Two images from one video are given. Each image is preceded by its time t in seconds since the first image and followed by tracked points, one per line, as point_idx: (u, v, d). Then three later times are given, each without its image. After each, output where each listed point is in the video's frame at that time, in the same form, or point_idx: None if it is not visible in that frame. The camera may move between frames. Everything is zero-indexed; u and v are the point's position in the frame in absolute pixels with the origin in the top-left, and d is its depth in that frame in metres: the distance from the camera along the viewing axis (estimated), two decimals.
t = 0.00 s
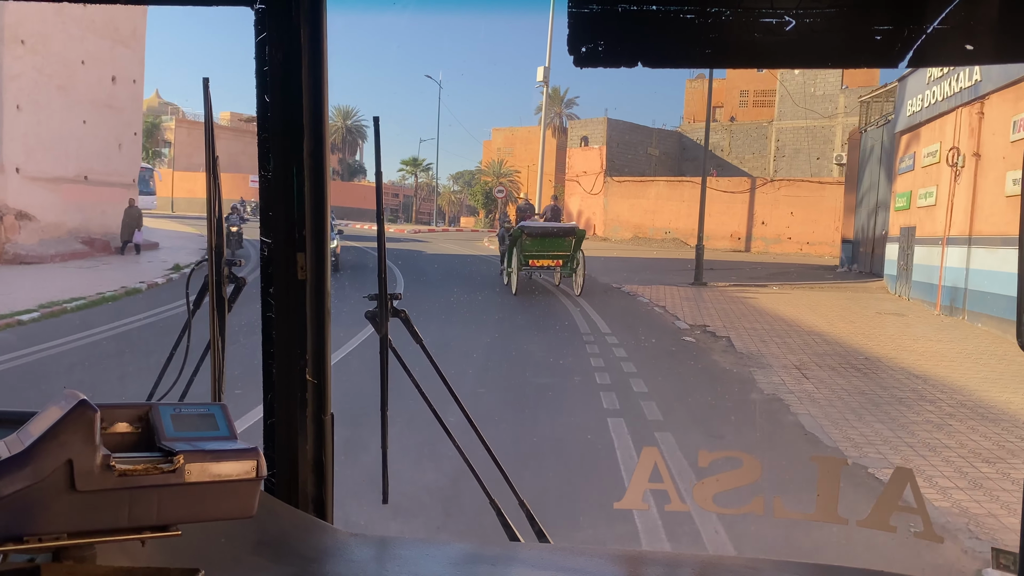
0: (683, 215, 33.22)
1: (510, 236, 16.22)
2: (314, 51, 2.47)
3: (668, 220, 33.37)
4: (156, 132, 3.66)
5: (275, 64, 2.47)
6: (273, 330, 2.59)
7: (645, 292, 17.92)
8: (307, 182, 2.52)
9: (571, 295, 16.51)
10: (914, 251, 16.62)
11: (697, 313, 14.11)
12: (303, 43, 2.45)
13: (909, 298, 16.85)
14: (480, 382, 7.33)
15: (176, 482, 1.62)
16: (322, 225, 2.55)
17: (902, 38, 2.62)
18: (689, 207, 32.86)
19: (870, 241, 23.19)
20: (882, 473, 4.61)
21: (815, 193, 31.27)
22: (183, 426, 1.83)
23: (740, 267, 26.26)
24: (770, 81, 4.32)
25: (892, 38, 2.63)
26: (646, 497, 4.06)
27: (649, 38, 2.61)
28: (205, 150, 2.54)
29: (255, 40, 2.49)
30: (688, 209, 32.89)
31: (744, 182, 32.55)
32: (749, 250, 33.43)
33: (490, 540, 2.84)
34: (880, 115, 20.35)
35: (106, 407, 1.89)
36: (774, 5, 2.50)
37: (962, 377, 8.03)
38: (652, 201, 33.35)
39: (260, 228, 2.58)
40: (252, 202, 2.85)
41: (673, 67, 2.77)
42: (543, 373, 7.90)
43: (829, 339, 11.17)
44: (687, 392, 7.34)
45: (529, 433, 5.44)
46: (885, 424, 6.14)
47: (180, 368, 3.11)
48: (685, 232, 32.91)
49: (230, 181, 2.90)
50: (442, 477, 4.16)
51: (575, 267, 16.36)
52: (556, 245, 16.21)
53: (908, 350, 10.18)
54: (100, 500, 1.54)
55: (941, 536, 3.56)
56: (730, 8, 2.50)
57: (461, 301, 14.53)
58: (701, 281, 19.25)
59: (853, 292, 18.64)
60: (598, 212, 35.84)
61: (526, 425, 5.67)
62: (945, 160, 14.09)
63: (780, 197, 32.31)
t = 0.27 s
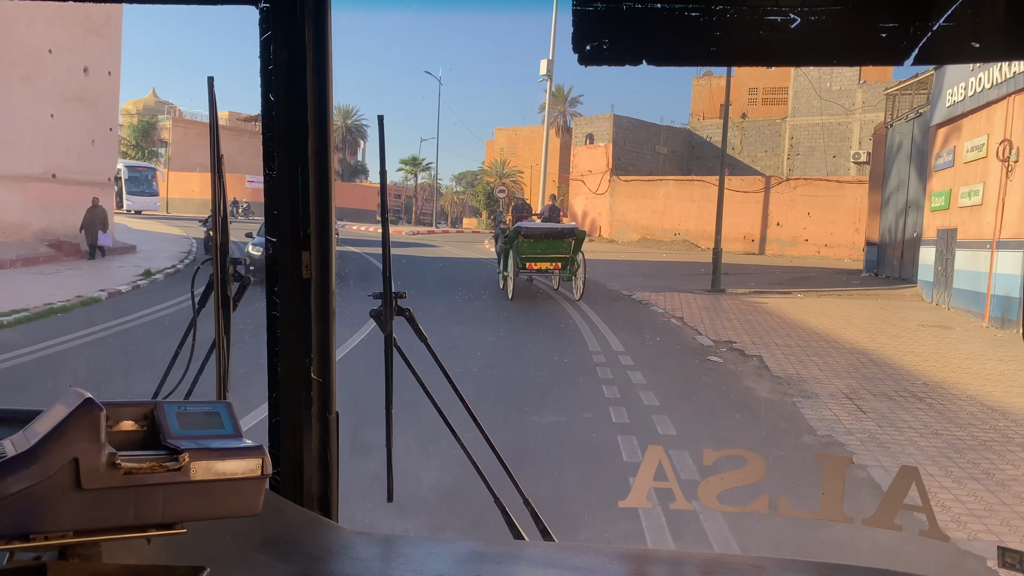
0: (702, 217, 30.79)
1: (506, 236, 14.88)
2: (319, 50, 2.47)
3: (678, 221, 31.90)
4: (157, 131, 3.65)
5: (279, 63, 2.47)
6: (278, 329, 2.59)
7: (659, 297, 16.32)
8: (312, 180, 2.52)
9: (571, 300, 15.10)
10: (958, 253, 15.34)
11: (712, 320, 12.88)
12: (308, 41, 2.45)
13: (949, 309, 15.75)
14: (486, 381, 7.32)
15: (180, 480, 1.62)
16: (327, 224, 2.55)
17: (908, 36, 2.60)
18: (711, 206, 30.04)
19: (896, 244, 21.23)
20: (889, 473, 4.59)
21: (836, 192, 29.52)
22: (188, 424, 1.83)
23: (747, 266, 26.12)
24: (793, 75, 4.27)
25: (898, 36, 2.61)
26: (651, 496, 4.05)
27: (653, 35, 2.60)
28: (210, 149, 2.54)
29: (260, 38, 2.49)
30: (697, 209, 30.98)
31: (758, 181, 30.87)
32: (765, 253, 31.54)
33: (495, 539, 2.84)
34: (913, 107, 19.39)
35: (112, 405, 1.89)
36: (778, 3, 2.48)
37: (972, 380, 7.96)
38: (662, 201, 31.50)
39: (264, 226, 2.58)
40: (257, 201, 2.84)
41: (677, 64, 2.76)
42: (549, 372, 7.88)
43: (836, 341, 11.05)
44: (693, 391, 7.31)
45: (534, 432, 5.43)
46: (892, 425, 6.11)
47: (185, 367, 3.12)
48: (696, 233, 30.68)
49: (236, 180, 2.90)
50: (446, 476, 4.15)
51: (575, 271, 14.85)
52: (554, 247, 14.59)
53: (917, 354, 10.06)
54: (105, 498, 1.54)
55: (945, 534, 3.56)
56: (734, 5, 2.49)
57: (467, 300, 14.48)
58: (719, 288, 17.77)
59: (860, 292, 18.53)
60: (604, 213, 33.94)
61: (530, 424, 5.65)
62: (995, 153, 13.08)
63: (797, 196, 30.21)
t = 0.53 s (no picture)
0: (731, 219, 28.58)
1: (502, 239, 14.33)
2: (321, 50, 2.47)
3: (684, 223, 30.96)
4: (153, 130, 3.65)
5: (282, 63, 2.47)
6: (282, 329, 2.59)
7: (666, 305, 15.25)
8: (315, 181, 2.52)
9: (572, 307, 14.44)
10: (1003, 258, 14.39)
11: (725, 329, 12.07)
12: (311, 41, 2.45)
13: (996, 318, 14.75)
14: (490, 381, 7.30)
15: (184, 480, 1.62)
16: (331, 223, 2.55)
17: (912, 33, 2.59)
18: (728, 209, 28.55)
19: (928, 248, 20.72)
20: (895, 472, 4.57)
21: (855, 192, 29.14)
22: (192, 425, 1.84)
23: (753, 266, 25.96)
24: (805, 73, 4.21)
25: (901, 34, 2.60)
26: (656, 495, 4.04)
27: (655, 34, 2.60)
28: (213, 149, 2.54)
29: (262, 39, 2.49)
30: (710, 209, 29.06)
31: (774, 180, 30.73)
32: (780, 255, 31.13)
33: (499, 539, 2.84)
34: (946, 101, 18.61)
35: (116, 406, 1.90)
36: (782, 1, 2.47)
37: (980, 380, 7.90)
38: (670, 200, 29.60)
39: (268, 227, 2.59)
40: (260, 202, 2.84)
41: (680, 63, 2.75)
42: (552, 372, 7.85)
43: (843, 342, 10.94)
44: (698, 391, 7.28)
45: (538, 432, 5.41)
46: (898, 424, 6.08)
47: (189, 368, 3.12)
48: (708, 234, 28.95)
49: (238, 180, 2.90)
50: (450, 476, 4.15)
51: (574, 274, 14.38)
52: (554, 248, 14.21)
53: (926, 355, 9.94)
54: (109, 498, 1.55)
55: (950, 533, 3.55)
56: (737, 4, 2.48)
57: (471, 301, 14.42)
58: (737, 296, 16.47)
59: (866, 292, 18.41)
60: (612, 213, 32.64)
61: (534, 424, 5.64)
62: None
63: (815, 196, 29.86)
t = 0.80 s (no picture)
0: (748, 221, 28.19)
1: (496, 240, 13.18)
2: (326, 50, 2.47)
3: (704, 223, 29.18)
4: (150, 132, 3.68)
5: (286, 63, 2.46)
6: (286, 328, 2.59)
7: (672, 306, 15.12)
8: (320, 180, 2.51)
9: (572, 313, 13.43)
10: None
11: (745, 340, 10.94)
12: (316, 40, 2.44)
13: None
14: (494, 380, 7.26)
15: (189, 480, 1.61)
16: (335, 223, 2.55)
17: (919, 31, 2.57)
18: (747, 209, 28.07)
19: (964, 251, 19.05)
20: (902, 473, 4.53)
21: (881, 191, 27.58)
22: (197, 424, 1.84)
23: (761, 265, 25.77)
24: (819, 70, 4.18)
25: (909, 31, 2.58)
26: (661, 495, 4.03)
27: (660, 31, 2.59)
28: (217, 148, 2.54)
29: (267, 38, 2.49)
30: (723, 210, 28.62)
31: (793, 179, 28.84)
32: (798, 258, 29.31)
33: (503, 539, 2.83)
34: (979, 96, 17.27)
35: (120, 406, 1.90)
36: None
37: (991, 380, 7.81)
38: (683, 201, 29.48)
39: (272, 226, 2.58)
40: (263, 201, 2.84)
41: (686, 60, 2.74)
42: (557, 373, 7.81)
43: (851, 343, 10.85)
44: (704, 391, 7.24)
45: (542, 432, 5.40)
46: (907, 423, 6.03)
47: (194, 368, 3.11)
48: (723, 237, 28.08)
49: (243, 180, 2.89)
50: (454, 476, 4.14)
51: (574, 278, 13.25)
52: (553, 251, 12.97)
53: (937, 355, 9.82)
54: (114, 499, 1.54)
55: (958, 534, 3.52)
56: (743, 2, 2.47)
57: (477, 301, 14.33)
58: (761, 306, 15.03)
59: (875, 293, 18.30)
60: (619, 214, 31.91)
61: (540, 424, 5.63)
62: None
63: (835, 195, 28.30)
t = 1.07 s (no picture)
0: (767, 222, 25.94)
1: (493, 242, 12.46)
2: (337, 47, 2.47)
3: (715, 223, 27.31)
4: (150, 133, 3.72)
5: (297, 61, 2.47)
6: (296, 325, 2.60)
7: (683, 307, 15.03)
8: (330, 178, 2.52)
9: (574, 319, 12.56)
10: None
11: (771, 352, 9.90)
12: (327, 38, 2.45)
13: None
14: (502, 380, 7.25)
15: (201, 477, 1.62)
16: (345, 221, 2.56)
17: (932, 30, 2.57)
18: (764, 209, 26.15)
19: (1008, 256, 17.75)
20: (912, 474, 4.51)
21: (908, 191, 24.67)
22: (208, 421, 1.84)
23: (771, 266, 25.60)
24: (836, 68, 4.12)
25: (921, 30, 2.58)
26: (669, 495, 4.03)
27: (672, 30, 2.59)
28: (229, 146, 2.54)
29: (278, 36, 2.49)
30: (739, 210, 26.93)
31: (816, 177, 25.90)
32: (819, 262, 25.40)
33: (512, 537, 2.83)
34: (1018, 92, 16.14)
35: (133, 402, 1.91)
36: None
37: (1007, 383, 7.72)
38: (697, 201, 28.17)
39: (282, 223, 2.59)
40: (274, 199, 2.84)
41: (697, 59, 2.74)
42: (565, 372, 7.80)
43: (864, 346, 10.76)
44: (714, 392, 7.21)
45: (550, 431, 5.39)
46: (919, 424, 5.98)
47: (204, 365, 3.12)
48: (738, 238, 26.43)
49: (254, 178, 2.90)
50: (463, 474, 4.15)
51: (574, 281, 12.47)
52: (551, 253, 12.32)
53: (952, 358, 9.71)
54: (128, 494, 1.55)
55: (967, 536, 3.51)
56: (754, 1, 2.46)
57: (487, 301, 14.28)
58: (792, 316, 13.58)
59: (887, 295, 18.12)
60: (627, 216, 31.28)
61: (549, 422, 5.64)
62: None
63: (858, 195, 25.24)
